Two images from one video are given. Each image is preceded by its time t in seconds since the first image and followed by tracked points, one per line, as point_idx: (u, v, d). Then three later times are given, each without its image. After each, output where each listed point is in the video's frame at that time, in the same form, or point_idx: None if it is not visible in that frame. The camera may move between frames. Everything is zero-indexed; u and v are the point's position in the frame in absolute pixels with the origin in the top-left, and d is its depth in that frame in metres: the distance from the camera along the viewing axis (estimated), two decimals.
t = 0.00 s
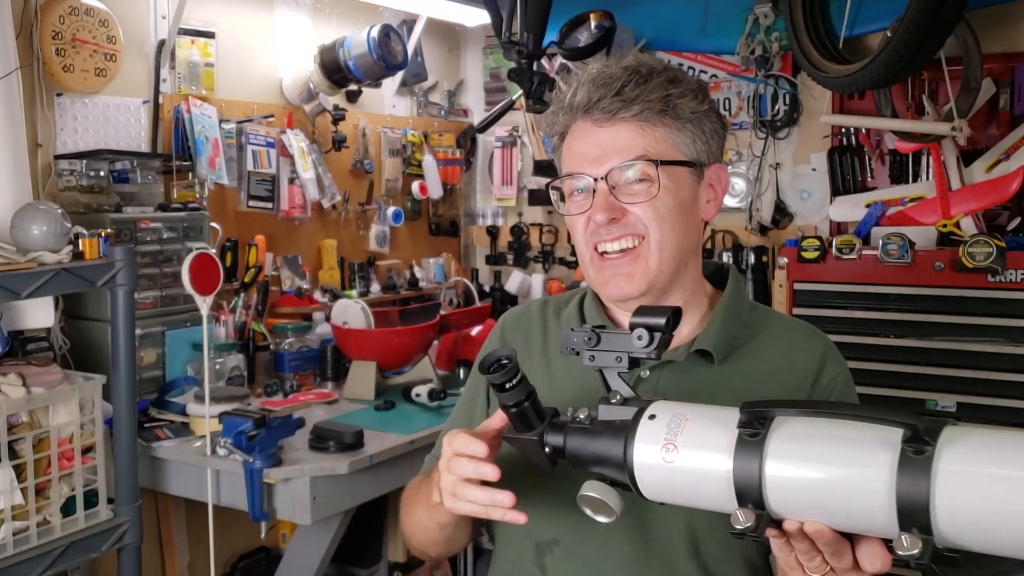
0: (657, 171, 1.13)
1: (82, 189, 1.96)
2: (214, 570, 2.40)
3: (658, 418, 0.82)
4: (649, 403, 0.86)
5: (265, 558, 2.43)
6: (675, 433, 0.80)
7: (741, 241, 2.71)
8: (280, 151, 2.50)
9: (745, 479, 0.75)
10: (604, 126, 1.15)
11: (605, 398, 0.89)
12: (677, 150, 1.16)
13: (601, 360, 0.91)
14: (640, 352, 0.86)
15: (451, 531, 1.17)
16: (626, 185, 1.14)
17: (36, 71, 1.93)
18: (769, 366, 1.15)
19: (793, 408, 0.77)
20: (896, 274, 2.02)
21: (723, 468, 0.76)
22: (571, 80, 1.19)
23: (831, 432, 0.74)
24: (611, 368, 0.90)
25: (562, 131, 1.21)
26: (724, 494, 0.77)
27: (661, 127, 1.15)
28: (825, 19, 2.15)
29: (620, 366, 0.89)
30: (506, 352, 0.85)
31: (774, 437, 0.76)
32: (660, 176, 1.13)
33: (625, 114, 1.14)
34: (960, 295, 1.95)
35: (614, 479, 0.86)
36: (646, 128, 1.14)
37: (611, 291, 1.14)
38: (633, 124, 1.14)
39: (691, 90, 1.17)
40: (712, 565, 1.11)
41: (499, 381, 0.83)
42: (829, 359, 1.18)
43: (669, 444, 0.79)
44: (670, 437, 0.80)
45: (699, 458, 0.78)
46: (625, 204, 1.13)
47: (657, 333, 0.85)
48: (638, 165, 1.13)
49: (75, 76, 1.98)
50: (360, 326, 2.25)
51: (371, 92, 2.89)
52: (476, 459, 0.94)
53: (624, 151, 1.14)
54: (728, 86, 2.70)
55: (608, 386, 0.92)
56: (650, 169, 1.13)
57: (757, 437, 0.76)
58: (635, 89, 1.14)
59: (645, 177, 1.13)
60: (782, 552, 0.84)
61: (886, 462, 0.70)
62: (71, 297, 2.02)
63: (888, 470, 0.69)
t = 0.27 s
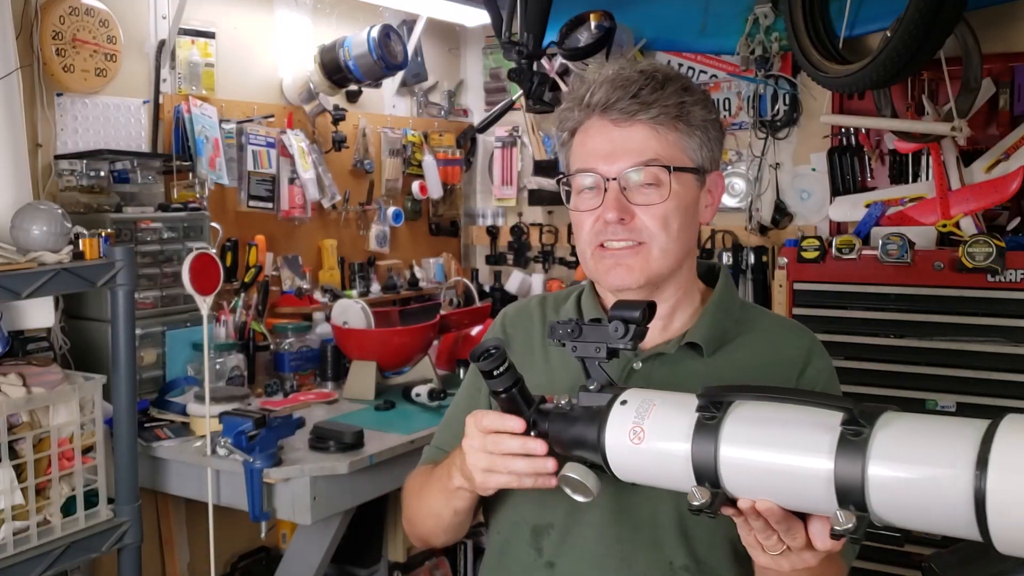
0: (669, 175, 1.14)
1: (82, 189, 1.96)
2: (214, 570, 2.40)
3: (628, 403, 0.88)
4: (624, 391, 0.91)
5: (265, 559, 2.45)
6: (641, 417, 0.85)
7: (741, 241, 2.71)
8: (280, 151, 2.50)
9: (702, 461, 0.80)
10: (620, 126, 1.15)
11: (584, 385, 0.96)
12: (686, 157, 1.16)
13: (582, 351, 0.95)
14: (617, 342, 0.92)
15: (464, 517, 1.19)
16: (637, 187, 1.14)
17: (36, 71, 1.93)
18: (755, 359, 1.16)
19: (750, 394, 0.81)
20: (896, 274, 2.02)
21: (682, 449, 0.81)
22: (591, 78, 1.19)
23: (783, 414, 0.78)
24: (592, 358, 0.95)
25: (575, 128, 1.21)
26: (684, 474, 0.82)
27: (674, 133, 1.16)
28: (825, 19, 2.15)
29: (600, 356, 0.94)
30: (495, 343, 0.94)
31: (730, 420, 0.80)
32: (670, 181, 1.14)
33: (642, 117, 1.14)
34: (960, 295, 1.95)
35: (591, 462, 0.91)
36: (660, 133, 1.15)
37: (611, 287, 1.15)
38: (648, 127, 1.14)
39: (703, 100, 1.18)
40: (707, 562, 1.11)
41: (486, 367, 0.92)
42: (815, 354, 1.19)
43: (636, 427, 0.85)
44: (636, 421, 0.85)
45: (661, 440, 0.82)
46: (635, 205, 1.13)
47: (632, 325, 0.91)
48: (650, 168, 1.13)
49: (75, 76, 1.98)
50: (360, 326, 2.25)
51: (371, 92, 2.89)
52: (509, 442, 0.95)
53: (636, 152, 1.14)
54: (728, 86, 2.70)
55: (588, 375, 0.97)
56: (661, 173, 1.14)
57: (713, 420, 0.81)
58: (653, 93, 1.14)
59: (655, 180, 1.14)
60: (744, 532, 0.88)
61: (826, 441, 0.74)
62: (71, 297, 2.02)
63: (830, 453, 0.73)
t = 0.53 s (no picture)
0: (667, 179, 1.17)
1: (82, 189, 1.96)
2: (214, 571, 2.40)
3: (593, 374, 0.97)
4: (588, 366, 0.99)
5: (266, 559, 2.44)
6: (600, 386, 0.94)
7: (741, 241, 2.71)
8: (280, 151, 2.50)
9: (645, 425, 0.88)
10: (627, 125, 1.17)
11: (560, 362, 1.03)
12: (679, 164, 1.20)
13: (559, 329, 1.03)
14: (591, 321, 1.00)
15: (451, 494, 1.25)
16: (635, 185, 1.17)
17: (36, 71, 1.93)
18: (718, 349, 1.22)
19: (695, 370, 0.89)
20: (895, 274, 2.03)
21: (630, 413, 0.89)
22: (603, 73, 1.20)
23: (721, 385, 0.85)
24: (569, 336, 1.02)
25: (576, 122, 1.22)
26: (630, 437, 0.89)
27: (674, 142, 1.19)
28: (825, 19, 2.15)
29: (576, 335, 1.02)
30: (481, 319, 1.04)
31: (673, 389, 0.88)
32: (667, 184, 1.17)
33: (648, 120, 1.16)
34: (960, 295, 1.95)
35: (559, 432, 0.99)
36: (661, 137, 1.17)
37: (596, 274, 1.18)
38: (652, 129, 1.17)
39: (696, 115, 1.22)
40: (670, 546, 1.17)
41: (472, 340, 1.02)
42: (775, 344, 1.25)
43: (594, 394, 0.93)
44: (595, 389, 0.94)
45: (613, 405, 0.91)
46: (632, 202, 1.16)
47: (604, 306, 1.00)
48: (649, 169, 1.16)
49: (75, 76, 1.98)
50: (360, 326, 2.25)
51: (371, 92, 2.89)
52: (494, 408, 1.03)
53: (638, 152, 1.16)
54: (728, 86, 2.71)
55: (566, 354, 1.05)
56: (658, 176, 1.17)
57: (659, 387, 0.89)
58: (659, 98, 1.17)
59: (653, 182, 1.17)
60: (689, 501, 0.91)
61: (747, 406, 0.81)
62: (71, 297, 2.02)
63: (750, 417, 0.80)
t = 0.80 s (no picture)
0: (635, 180, 1.18)
1: (81, 189, 1.96)
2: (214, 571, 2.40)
3: (555, 364, 1.00)
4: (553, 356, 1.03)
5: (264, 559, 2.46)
6: (559, 375, 0.98)
7: (741, 241, 2.70)
8: (280, 151, 2.50)
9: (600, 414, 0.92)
10: (595, 129, 1.19)
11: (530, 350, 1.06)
12: (648, 165, 1.22)
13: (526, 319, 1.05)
14: (555, 313, 1.02)
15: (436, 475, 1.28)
16: (605, 186, 1.18)
17: (36, 71, 1.93)
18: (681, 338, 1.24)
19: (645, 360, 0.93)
20: (896, 274, 2.02)
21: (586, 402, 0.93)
22: (572, 80, 1.22)
23: (666, 378, 0.90)
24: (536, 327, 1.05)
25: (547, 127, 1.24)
26: (586, 424, 0.94)
27: (642, 144, 1.21)
28: (825, 19, 2.15)
29: (542, 326, 1.04)
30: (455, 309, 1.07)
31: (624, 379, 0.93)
32: (636, 185, 1.19)
33: (615, 123, 1.18)
34: (961, 295, 1.95)
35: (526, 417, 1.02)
36: (629, 139, 1.19)
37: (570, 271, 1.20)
38: (618, 133, 1.19)
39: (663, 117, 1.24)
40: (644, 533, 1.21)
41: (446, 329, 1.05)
42: (739, 334, 1.26)
43: (555, 382, 0.97)
44: (556, 377, 0.98)
45: (571, 394, 0.95)
46: (601, 202, 1.18)
47: (568, 299, 1.01)
48: (617, 170, 1.18)
49: (74, 76, 1.98)
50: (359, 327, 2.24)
51: (371, 92, 2.88)
52: (468, 393, 1.06)
53: (607, 154, 1.18)
54: (728, 86, 2.71)
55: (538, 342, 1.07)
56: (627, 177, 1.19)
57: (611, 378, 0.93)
58: (625, 103, 1.19)
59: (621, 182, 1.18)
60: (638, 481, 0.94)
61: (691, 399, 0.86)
62: (70, 297, 2.02)
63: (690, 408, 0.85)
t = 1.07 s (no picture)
0: (624, 157, 1.20)
1: (81, 189, 1.96)
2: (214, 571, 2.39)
3: (552, 355, 0.99)
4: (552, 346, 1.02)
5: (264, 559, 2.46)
6: (556, 366, 0.97)
7: (742, 241, 2.70)
8: (280, 151, 2.50)
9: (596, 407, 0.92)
10: (585, 109, 1.21)
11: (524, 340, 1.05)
12: (635, 146, 1.24)
13: (522, 308, 1.05)
14: (550, 304, 1.02)
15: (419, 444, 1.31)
16: (597, 163, 1.20)
17: (36, 71, 1.93)
18: (659, 318, 1.24)
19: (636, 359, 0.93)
20: (896, 274, 2.02)
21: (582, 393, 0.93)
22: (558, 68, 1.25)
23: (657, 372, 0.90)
24: (531, 318, 1.04)
25: (536, 113, 1.25)
26: (582, 416, 0.94)
27: (630, 126, 1.23)
28: (825, 19, 2.15)
29: (537, 318, 1.04)
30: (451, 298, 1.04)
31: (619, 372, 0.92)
32: (625, 163, 1.21)
33: (604, 103, 1.21)
34: (961, 295, 1.95)
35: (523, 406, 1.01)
36: (618, 120, 1.21)
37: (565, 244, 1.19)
38: (607, 113, 1.21)
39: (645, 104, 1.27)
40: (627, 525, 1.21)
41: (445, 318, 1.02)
42: (717, 314, 1.25)
43: (553, 373, 0.96)
44: (553, 369, 0.97)
45: (567, 385, 0.94)
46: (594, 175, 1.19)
47: (562, 292, 1.02)
48: (608, 147, 1.20)
49: (75, 76, 1.98)
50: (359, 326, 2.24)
51: (371, 92, 2.89)
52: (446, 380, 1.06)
53: (599, 133, 1.20)
54: (728, 86, 2.71)
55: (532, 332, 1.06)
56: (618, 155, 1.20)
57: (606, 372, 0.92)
58: (613, 86, 1.22)
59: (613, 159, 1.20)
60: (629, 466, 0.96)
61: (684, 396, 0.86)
62: (70, 297, 2.02)
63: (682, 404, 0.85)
